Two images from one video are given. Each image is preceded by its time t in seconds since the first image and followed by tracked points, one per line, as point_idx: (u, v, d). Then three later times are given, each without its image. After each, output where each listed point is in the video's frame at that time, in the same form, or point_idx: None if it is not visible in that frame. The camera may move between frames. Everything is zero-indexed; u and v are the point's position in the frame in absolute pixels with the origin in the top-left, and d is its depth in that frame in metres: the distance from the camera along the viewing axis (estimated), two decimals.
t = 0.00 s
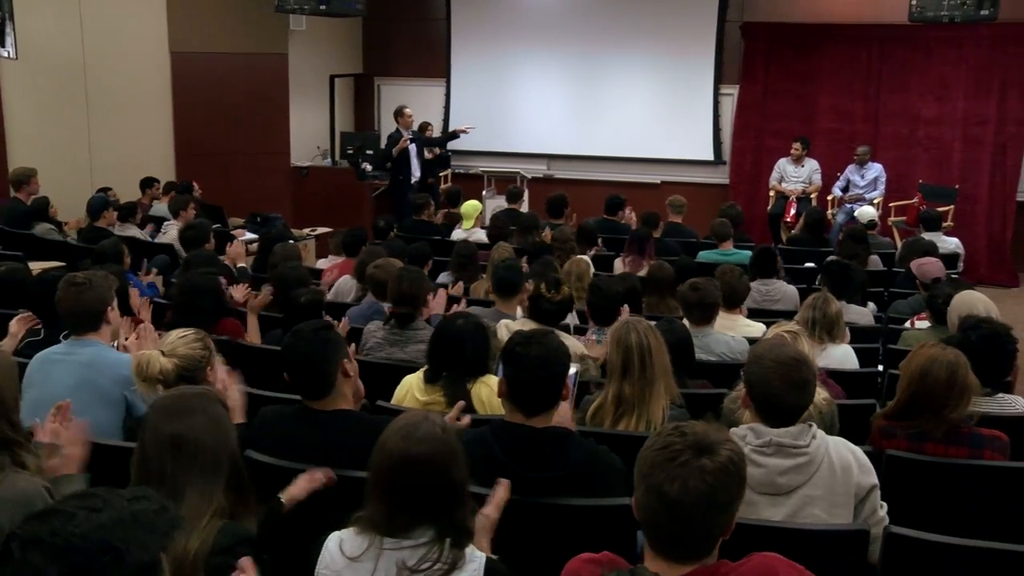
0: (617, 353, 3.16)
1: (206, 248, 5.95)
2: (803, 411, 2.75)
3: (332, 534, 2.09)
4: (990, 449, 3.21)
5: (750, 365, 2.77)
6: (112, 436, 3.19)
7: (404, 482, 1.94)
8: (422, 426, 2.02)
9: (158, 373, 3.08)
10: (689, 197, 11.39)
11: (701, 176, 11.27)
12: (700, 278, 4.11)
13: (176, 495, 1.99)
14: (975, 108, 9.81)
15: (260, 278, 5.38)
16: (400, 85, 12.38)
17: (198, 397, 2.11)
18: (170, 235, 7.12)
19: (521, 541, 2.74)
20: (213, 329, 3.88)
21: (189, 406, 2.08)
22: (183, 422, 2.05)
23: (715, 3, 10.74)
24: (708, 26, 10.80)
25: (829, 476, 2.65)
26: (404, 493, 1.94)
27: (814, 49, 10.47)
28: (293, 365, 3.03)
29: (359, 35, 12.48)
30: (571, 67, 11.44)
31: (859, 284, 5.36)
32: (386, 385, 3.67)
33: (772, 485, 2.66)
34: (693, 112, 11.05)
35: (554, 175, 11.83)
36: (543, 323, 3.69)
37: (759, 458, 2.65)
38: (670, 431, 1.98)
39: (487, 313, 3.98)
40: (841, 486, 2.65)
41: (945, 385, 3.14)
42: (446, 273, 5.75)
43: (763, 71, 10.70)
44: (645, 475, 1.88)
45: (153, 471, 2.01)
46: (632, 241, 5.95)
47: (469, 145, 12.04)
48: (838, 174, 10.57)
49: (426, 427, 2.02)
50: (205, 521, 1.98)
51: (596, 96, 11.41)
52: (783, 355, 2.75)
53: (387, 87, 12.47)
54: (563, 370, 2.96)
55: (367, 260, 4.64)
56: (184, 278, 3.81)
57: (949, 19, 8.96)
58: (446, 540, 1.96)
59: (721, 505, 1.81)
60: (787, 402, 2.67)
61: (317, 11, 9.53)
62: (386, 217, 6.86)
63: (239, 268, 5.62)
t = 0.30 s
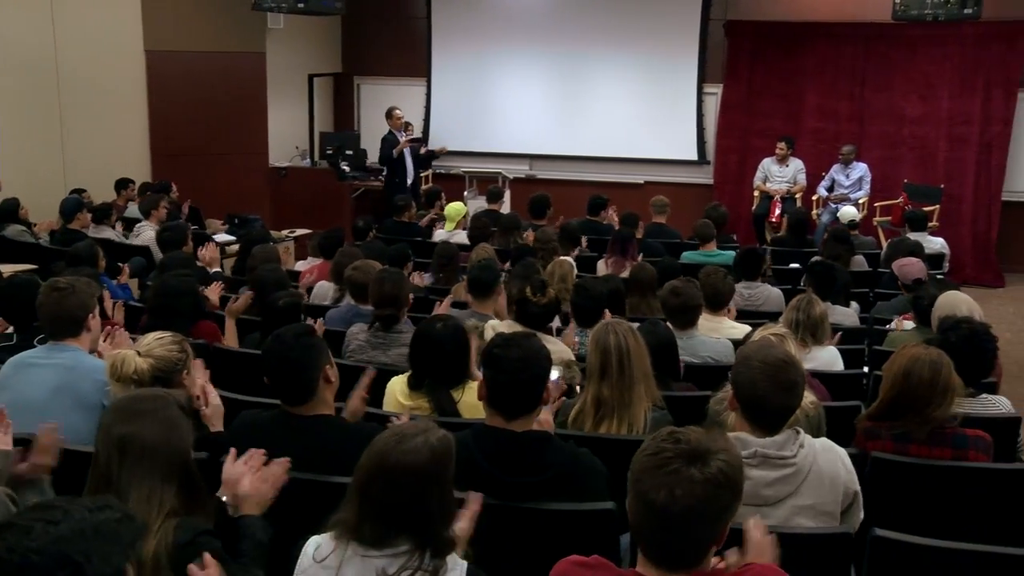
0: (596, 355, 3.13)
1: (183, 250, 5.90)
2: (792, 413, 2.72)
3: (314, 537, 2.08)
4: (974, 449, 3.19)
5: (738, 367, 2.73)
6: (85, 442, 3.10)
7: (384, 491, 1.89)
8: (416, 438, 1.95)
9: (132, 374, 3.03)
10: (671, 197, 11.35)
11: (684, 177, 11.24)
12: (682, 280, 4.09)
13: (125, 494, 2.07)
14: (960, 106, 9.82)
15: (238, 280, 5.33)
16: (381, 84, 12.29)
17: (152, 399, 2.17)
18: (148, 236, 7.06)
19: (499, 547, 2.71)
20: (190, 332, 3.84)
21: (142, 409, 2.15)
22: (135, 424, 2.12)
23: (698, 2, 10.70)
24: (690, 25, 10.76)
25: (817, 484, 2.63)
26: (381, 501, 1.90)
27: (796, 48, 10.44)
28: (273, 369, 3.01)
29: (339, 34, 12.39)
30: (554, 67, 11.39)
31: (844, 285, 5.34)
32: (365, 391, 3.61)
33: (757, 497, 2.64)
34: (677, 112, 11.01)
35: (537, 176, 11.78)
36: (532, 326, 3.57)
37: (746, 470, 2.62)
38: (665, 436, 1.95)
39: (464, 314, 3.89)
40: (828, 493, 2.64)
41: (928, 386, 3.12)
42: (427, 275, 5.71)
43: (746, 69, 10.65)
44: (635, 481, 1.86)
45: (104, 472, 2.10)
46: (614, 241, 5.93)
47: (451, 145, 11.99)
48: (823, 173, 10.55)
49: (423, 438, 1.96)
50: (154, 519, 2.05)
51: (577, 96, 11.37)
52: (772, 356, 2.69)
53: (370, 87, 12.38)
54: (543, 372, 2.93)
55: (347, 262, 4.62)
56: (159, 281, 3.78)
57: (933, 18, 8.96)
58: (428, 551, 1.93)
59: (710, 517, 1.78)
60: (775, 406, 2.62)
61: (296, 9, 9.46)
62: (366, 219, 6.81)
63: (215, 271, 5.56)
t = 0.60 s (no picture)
0: (573, 359, 3.10)
1: (157, 253, 5.84)
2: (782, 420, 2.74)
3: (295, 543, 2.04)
4: (960, 452, 3.14)
5: (729, 370, 2.70)
6: (47, 449, 3.03)
7: (370, 505, 1.86)
8: (402, 449, 1.91)
9: (105, 378, 2.96)
10: (653, 197, 11.30)
11: (666, 177, 11.19)
12: (666, 284, 4.07)
13: (86, 506, 2.04)
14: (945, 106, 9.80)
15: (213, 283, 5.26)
16: (358, 83, 12.15)
17: (108, 410, 2.12)
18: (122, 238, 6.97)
19: (475, 557, 2.66)
20: (163, 336, 3.79)
21: (100, 419, 2.10)
22: (93, 434, 2.07)
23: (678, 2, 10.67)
24: (673, 24, 10.71)
25: (807, 496, 2.67)
26: (366, 513, 1.87)
27: (779, 47, 10.38)
28: (250, 375, 2.98)
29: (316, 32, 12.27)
30: (534, 67, 11.35)
31: (827, 287, 5.31)
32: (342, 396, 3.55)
33: (746, 509, 2.68)
34: (658, 112, 10.98)
35: (517, 176, 11.72)
36: (516, 331, 3.49)
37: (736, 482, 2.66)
38: (655, 440, 2.01)
39: (444, 317, 3.84)
40: (818, 504, 2.68)
41: (913, 387, 3.09)
42: (405, 278, 5.66)
43: (729, 68, 10.60)
44: (619, 482, 1.93)
45: (63, 485, 2.05)
46: (596, 242, 5.88)
47: (431, 146, 11.90)
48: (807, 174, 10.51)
49: (409, 447, 1.92)
50: (123, 530, 2.03)
51: (558, 95, 11.32)
52: (762, 362, 2.70)
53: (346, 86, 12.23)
54: (524, 376, 2.87)
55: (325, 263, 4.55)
56: (131, 284, 3.73)
57: (917, 17, 8.95)
58: (411, 560, 1.90)
59: (682, 526, 1.82)
60: (765, 413, 2.62)
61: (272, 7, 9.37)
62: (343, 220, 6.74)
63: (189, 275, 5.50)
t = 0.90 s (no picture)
0: (553, 362, 3.09)
1: (132, 257, 5.77)
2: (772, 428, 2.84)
3: (275, 551, 2.00)
4: (945, 455, 3.12)
5: (720, 374, 2.82)
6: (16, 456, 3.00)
7: (351, 512, 1.82)
8: (384, 454, 1.87)
9: (82, 383, 2.91)
10: (636, 199, 11.20)
11: (649, 178, 11.10)
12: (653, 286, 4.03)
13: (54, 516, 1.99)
14: (929, 106, 9.78)
15: (189, 287, 5.21)
16: (337, 83, 12.00)
17: (77, 418, 2.08)
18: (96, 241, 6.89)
19: (450, 567, 2.63)
20: (138, 341, 3.75)
21: (68, 427, 2.05)
22: (61, 443, 2.02)
23: None
24: (655, 24, 10.65)
25: (796, 504, 2.76)
26: (346, 520, 1.83)
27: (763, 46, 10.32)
28: (227, 379, 2.94)
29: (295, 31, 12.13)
30: (518, 66, 11.24)
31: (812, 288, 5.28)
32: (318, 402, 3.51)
33: (734, 517, 2.77)
34: (643, 111, 10.90)
35: (499, 177, 11.59)
36: (498, 334, 3.46)
37: (726, 489, 2.75)
38: (636, 444, 1.98)
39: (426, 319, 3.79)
40: (806, 512, 2.77)
41: (898, 390, 3.06)
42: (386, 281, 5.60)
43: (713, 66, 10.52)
44: (599, 487, 1.92)
45: (30, 496, 2.00)
46: (579, 244, 5.85)
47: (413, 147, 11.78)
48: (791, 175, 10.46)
49: (390, 452, 1.88)
50: (96, 544, 1.99)
51: (541, 95, 11.24)
52: (753, 368, 2.80)
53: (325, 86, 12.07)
54: (503, 380, 2.85)
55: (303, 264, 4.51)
56: (106, 288, 3.69)
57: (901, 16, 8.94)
58: (390, 566, 1.85)
59: (661, 532, 1.81)
60: (754, 419, 2.72)
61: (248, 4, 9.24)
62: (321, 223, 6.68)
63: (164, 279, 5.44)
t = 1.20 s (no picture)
0: (532, 365, 3.08)
1: (106, 260, 5.72)
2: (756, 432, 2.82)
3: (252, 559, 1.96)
4: (928, 457, 3.10)
5: (705, 377, 2.80)
6: None
7: (329, 516, 1.78)
8: (361, 457, 1.85)
9: (55, 389, 2.87)
10: (618, 200, 11.16)
11: (629, 180, 11.04)
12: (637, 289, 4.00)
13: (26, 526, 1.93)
14: (912, 106, 9.76)
15: (164, 291, 5.17)
16: (314, 84, 11.85)
17: (48, 426, 2.03)
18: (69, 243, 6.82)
19: None
20: (113, 345, 3.73)
21: (39, 435, 2.01)
22: (31, 451, 1.97)
23: None
24: (635, 25, 10.61)
25: (779, 508, 2.75)
26: (324, 525, 1.79)
27: (745, 47, 10.29)
28: (203, 383, 2.91)
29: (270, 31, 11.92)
30: (498, 67, 11.16)
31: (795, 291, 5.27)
32: (295, 408, 3.47)
33: (716, 522, 2.75)
34: (625, 112, 10.85)
35: (479, 179, 11.50)
36: (479, 339, 3.43)
37: (709, 494, 2.73)
38: (619, 447, 1.96)
39: (406, 323, 3.74)
40: (790, 517, 2.75)
41: (883, 391, 3.05)
42: (365, 285, 5.56)
43: (696, 66, 10.48)
44: (583, 491, 1.90)
45: None
46: (560, 246, 5.83)
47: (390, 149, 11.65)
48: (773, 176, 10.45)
49: (367, 455, 1.86)
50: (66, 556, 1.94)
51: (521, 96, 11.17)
52: (739, 371, 2.78)
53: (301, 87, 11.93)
54: (478, 384, 2.84)
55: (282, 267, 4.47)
56: (79, 292, 3.67)
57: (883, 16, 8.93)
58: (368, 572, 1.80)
59: (648, 537, 1.79)
60: (740, 423, 2.70)
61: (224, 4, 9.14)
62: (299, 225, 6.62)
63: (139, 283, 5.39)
